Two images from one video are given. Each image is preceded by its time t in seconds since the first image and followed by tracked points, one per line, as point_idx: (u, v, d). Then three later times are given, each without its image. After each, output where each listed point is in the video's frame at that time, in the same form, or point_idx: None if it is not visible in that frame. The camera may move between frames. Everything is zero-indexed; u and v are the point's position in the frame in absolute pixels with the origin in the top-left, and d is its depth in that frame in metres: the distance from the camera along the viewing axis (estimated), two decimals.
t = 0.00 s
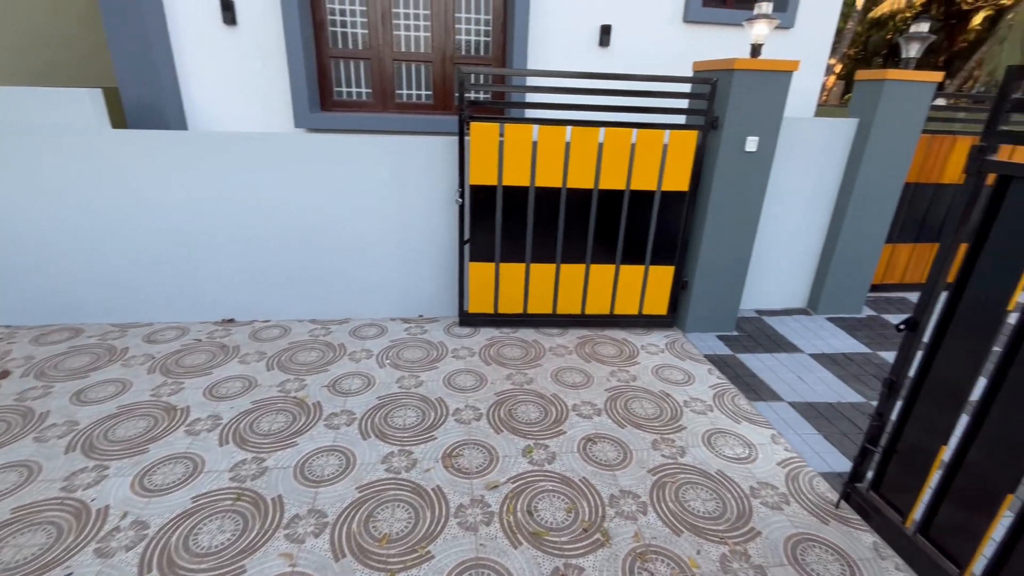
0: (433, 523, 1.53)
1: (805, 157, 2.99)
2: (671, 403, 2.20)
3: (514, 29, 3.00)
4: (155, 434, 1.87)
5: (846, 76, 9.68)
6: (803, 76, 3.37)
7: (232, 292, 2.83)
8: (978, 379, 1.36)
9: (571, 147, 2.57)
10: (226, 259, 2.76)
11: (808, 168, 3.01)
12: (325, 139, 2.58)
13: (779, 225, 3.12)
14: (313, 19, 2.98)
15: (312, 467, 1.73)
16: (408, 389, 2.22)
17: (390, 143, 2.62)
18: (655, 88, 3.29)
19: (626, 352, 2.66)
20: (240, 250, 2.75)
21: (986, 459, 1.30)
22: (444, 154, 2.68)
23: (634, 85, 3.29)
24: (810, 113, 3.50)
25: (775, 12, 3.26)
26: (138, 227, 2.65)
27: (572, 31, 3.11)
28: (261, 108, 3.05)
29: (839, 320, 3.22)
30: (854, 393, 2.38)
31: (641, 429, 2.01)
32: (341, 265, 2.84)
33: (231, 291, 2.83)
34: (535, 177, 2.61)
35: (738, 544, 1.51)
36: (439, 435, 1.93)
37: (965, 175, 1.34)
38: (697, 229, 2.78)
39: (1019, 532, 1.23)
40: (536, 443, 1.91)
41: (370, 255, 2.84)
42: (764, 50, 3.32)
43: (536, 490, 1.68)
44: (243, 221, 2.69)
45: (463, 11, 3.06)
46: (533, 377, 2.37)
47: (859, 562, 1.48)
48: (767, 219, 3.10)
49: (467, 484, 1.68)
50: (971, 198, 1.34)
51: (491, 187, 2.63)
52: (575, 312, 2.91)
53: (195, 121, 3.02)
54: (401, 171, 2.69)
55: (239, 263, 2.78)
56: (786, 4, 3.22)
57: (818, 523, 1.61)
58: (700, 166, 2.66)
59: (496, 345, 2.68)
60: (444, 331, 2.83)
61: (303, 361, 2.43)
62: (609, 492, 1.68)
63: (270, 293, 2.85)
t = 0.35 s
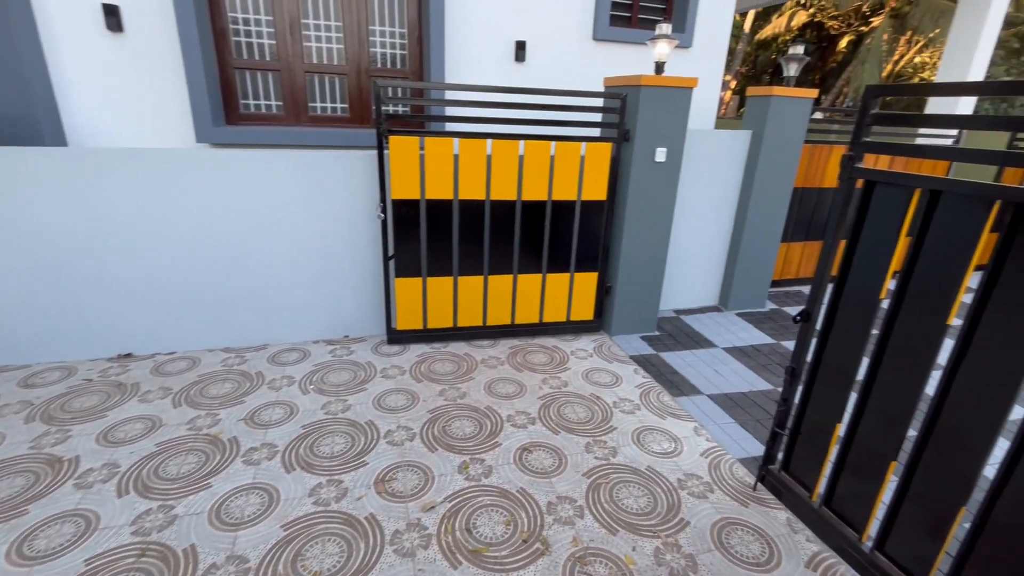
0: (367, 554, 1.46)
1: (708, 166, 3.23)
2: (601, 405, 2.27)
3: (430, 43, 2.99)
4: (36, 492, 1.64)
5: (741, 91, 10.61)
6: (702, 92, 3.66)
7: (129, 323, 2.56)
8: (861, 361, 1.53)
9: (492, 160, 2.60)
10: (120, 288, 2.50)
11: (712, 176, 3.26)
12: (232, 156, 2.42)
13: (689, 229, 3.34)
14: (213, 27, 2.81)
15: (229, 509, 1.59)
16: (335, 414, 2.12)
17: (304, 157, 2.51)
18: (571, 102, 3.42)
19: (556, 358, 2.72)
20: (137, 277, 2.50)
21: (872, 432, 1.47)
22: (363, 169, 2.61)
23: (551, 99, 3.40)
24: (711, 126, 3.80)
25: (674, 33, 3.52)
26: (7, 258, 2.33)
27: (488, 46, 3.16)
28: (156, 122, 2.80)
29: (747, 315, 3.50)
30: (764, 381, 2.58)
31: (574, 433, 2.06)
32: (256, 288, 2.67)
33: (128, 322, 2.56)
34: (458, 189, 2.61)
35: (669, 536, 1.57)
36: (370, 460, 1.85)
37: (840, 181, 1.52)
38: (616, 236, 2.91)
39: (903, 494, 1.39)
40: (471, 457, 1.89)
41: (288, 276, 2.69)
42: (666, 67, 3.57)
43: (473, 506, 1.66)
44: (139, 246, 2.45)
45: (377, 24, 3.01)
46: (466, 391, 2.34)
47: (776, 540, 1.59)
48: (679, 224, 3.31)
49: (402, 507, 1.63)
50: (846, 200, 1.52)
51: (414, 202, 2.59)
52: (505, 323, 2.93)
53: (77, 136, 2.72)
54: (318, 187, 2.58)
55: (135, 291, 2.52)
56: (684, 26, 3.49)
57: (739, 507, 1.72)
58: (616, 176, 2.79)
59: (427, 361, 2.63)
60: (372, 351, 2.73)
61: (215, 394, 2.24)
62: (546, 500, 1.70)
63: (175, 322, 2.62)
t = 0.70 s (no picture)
0: None
1: (624, 177, 3.39)
2: (535, 415, 2.29)
3: (344, 57, 2.92)
4: None
5: (651, 106, 11.31)
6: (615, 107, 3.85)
7: None
8: (768, 354, 1.65)
9: (413, 175, 2.56)
10: None
11: (628, 187, 3.43)
12: (123, 176, 2.20)
13: (610, 238, 3.48)
14: (96, 34, 2.56)
15: (129, 570, 1.42)
16: (254, 450, 1.97)
17: (208, 175, 2.33)
18: (491, 116, 3.47)
19: (489, 372, 2.70)
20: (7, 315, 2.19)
21: (781, 419, 1.58)
22: (275, 187, 2.47)
23: (472, 114, 3.43)
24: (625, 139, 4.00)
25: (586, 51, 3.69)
26: None
27: (405, 60, 3.13)
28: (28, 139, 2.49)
29: (668, 316, 3.69)
30: (685, 379, 2.73)
31: (510, 446, 2.05)
32: (157, 319, 2.43)
33: None
34: (380, 205, 2.54)
35: (606, 539, 1.60)
36: (295, 495, 1.73)
37: (738, 189, 1.63)
38: (542, 247, 2.96)
39: (810, 474, 1.51)
40: (405, 481, 1.82)
41: (194, 304, 2.48)
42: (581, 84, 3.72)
43: (409, 532, 1.60)
44: (9, 280, 2.15)
45: (286, 36, 2.89)
46: (397, 412, 2.27)
47: (705, 530, 1.67)
48: (601, 233, 3.43)
49: (332, 543, 1.53)
50: (745, 206, 1.63)
51: (333, 220, 2.49)
52: (435, 339, 2.88)
53: None
54: (225, 207, 2.40)
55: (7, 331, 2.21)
56: (595, 45, 3.66)
57: (670, 502, 1.79)
58: (538, 189, 2.85)
59: (355, 385, 2.52)
60: (294, 378, 2.57)
61: (110, 440, 2.01)
62: (484, 517, 1.67)
63: (59, 362, 2.32)
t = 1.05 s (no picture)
0: None
1: (550, 190, 3.47)
2: (472, 432, 2.24)
3: (254, 70, 2.77)
4: None
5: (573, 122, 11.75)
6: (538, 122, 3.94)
7: None
8: (690, 354, 1.73)
9: (333, 192, 2.46)
10: None
11: (554, 199, 3.50)
12: None
13: (539, 249, 3.53)
14: None
15: None
16: (160, 500, 1.77)
17: (97, 197, 2.10)
18: (415, 131, 3.42)
19: (423, 391, 2.62)
20: None
21: (706, 415, 1.66)
22: (178, 208, 2.27)
23: (394, 128, 3.37)
24: (549, 152, 4.10)
25: (507, 67, 3.75)
26: None
27: (321, 74, 3.02)
28: None
29: (598, 324, 3.80)
30: (617, 384, 2.80)
31: (447, 467, 1.99)
32: (37, 361, 2.13)
33: None
34: (299, 224, 2.41)
35: (548, 552, 1.59)
36: (209, 545, 1.57)
37: (654, 198, 1.72)
38: (472, 261, 2.95)
39: (735, 465, 1.59)
40: (336, 516, 1.71)
41: (84, 342, 2.20)
42: (503, 99, 3.77)
43: (341, 570, 1.50)
44: None
45: (187, 47, 2.70)
46: (325, 442, 2.13)
47: (643, 532, 1.70)
48: (530, 245, 3.48)
49: None
50: (661, 215, 1.72)
51: (247, 242, 2.33)
52: (364, 362, 2.75)
53: None
54: (118, 232, 2.17)
55: None
56: (515, 62, 3.74)
57: (608, 507, 1.81)
58: (465, 203, 2.84)
59: (278, 416, 2.35)
60: (207, 415, 2.36)
61: None
62: (422, 544, 1.60)
63: None
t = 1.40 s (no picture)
0: None
1: (486, 205, 3.50)
2: (416, 452, 2.19)
3: (166, 85, 2.60)
4: None
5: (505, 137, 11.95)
6: (471, 138, 3.98)
7: None
8: (627, 358, 1.80)
9: (259, 211, 2.34)
10: None
11: (490, 213, 3.53)
12: None
13: (478, 263, 3.54)
14: None
15: None
16: (66, 559, 1.58)
17: None
18: (345, 148, 3.35)
19: (364, 414, 2.54)
20: None
21: (644, 416, 1.72)
22: (80, 233, 2.07)
23: (323, 145, 3.28)
24: (483, 167, 4.15)
25: (437, 84, 3.77)
26: None
27: (242, 89, 2.89)
28: None
29: (539, 334, 3.85)
30: (560, 392, 2.85)
31: (392, 490, 1.93)
32: None
33: None
34: (221, 246, 2.28)
35: (499, 567, 1.58)
36: None
37: (586, 209, 1.78)
38: (409, 277, 2.91)
39: (673, 462, 1.66)
40: (273, 554, 1.61)
41: None
42: (435, 115, 3.78)
43: None
44: None
45: (88, 60, 2.49)
46: (259, 476, 2.00)
47: (592, 536, 1.73)
48: (468, 259, 3.48)
49: None
50: (593, 225, 1.78)
51: (163, 267, 2.16)
52: (298, 388, 2.62)
53: None
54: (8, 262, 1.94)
55: None
56: (445, 78, 3.77)
57: (557, 515, 1.83)
58: (400, 219, 2.81)
59: (204, 453, 2.18)
60: (121, 458, 2.14)
61: None
62: (368, 574, 1.54)
63: None
